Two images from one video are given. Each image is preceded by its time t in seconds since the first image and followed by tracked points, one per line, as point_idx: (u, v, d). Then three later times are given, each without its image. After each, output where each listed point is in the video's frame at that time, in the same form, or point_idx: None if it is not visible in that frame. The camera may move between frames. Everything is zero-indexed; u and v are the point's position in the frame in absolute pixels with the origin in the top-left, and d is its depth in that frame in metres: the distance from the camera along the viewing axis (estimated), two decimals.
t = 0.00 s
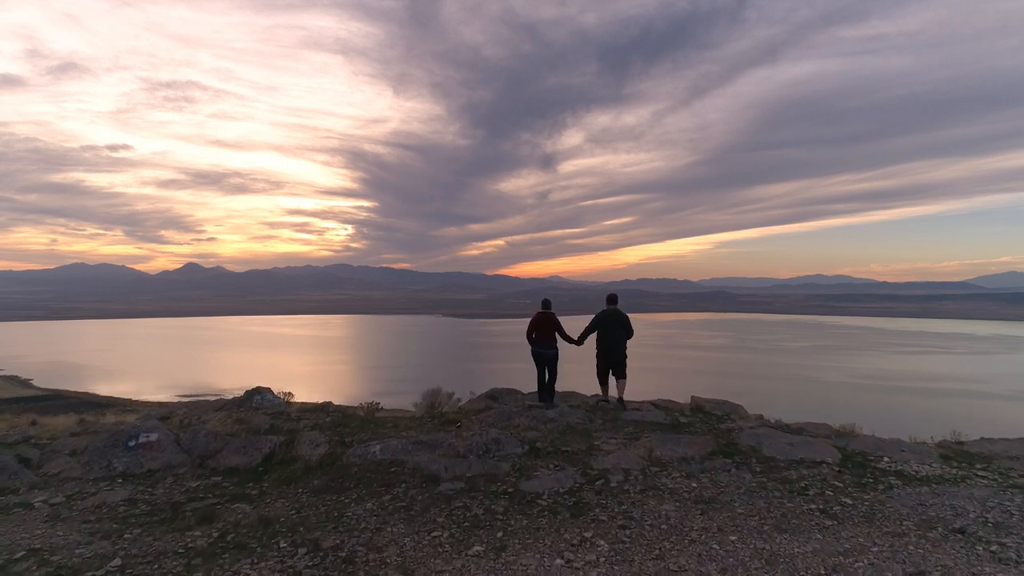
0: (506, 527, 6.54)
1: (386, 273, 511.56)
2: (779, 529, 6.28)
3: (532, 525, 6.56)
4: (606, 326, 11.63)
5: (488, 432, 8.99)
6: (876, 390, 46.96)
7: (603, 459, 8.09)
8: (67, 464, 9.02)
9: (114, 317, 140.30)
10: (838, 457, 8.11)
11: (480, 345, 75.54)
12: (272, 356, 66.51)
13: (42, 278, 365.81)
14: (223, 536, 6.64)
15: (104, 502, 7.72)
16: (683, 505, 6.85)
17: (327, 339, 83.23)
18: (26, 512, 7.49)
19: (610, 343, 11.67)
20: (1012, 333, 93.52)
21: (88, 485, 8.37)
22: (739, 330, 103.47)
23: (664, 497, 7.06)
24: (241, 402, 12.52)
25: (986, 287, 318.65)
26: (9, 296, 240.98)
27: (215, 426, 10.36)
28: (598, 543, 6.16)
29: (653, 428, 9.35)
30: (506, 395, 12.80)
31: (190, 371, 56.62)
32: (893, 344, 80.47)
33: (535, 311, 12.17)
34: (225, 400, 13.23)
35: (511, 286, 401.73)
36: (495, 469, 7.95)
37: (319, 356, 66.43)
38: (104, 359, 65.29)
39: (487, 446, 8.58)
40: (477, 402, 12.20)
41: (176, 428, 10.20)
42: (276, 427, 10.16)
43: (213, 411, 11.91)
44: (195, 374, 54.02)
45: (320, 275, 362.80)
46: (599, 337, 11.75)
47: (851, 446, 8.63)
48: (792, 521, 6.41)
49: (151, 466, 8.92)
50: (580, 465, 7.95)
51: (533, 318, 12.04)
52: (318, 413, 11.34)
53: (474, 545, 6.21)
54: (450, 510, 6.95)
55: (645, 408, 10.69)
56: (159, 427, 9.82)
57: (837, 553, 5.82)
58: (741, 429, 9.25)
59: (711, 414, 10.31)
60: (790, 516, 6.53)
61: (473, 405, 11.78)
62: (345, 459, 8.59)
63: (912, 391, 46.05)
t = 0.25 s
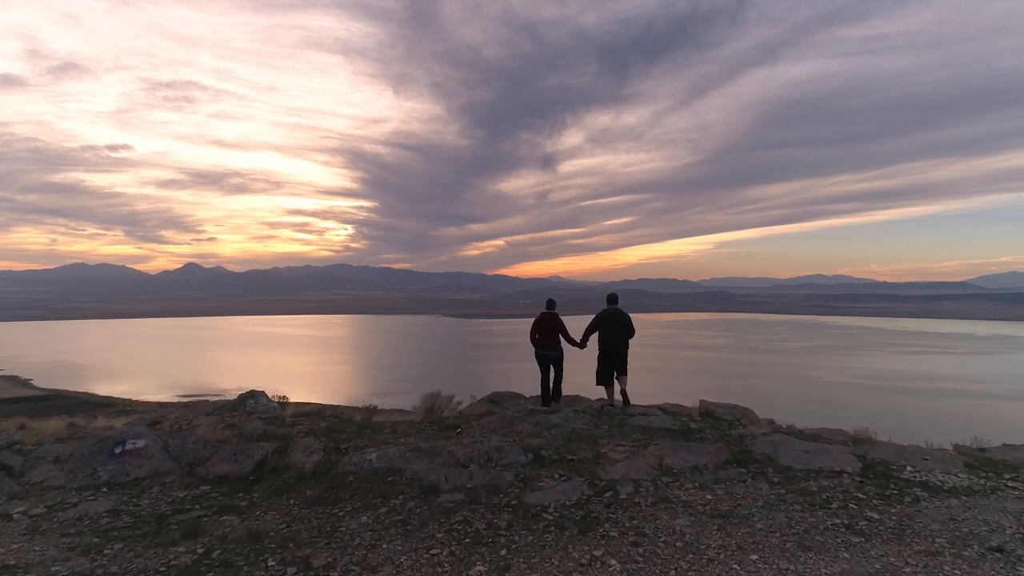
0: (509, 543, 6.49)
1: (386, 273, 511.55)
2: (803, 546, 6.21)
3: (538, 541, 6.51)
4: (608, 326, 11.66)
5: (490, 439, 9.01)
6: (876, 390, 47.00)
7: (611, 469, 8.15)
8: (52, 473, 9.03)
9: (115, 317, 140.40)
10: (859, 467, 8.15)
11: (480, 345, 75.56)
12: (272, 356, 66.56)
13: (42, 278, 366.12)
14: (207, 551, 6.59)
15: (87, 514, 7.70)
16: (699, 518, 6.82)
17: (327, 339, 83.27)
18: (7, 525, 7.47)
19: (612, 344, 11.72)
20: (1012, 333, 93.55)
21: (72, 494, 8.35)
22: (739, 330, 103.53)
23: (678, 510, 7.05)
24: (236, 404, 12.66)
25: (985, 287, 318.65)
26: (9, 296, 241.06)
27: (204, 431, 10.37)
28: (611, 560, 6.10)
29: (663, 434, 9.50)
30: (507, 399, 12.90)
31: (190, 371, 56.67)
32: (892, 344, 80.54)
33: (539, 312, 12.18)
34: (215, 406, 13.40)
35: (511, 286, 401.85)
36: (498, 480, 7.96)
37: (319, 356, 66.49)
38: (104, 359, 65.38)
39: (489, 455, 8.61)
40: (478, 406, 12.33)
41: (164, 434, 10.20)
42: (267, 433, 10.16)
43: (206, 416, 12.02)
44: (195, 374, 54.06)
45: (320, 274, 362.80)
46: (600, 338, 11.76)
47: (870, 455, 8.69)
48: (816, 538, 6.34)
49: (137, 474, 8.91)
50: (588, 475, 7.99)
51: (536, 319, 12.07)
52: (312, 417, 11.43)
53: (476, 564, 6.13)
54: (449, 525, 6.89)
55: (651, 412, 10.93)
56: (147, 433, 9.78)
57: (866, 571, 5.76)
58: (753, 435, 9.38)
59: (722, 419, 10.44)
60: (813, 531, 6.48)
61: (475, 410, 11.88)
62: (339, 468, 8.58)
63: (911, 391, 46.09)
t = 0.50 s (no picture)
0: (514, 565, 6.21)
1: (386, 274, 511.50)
2: (835, 569, 5.87)
3: (547, 563, 6.22)
4: (613, 328, 11.71)
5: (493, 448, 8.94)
6: (876, 390, 47.04)
7: (623, 482, 7.96)
8: (28, 481, 8.74)
9: (115, 317, 140.48)
10: (887, 480, 7.93)
11: (480, 345, 75.63)
12: (272, 356, 66.57)
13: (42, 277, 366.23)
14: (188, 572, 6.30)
15: (64, 527, 7.39)
16: (720, 537, 6.54)
17: (327, 339, 83.27)
18: None
19: (616, 346, 11.74)
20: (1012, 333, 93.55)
21: (49, 506, 8.03)
22: (739, 330, 103.55)
23: (696, 528, 6.76)
24: (227, 409, 12.93)
25: (986, 287, 318.43)
26: (9, 296, 241.22)
27: (191, 439, 10.19)
28: None
29: (675, 441, 9.52)
30: (509, 404, 12.98)
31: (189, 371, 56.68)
32: (892, 344, 80.58)
33: (547, 314, 12.20)
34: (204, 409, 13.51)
35: (511, 286, 401.70)
36: (501, 494, 7.77)
37: (319, 356, 66.51)
38: (104, 359, 65.43)
39: (492, 467, 8.49)
40: (479, 411, 12.46)
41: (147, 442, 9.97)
42: (257, 441, 10.04)
43: (195, 421, 12.12)
44: (195, 374, 54.12)
45: (320, 274, 363.16)
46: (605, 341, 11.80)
47: (898, 467, 8.51)
48: (850, 561, 6.00)
49: (118, 484, 8.63)
50: (598, 488, 7.78)
51: (543, 321, 12.11)
52: (306, 423, 11.68)
53: None
54: (449, 545, 6.61)
55: (660, 417, 11.06)
56: (130, 441, 9.53)
57: None
58: (770, 444, 9.35)
59: (734, 426, 10.48)
60: (845, 553, 6.15)
61: (476, 415, 11.96)
62: (332, 480, 8.43)
63: (911, 391, 46.11)
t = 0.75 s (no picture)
0: None
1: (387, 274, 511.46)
2: None
3: None
4: (617, 330, 11.70)
5: (494, 457, 8.40)
6: (876, 390, 47.01)
7: (634, 494, 7.51)
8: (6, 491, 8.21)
9: (116, 317, 140.64)
10: (913, 491, 7.46)
11: (480, 345, 75.65)
12: (272, 356, 66.58)
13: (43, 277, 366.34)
14: None
15: (39, 543, 6.82)
16: (742, 558, 6.00)
17: (327, 339, 83.29)
18: None
19: (620, 348, 11.72)
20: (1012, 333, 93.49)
21: (26, 519, 7.47)
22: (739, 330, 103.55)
23: (715, 546, 6.24)
24: (219, 416, 12.74)
25: (985, 287, 318.31)
26: (9, 296, 241.38)
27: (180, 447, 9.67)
28: None
29: (687, 450, 9.35)
30: (512, 408, 12.97)
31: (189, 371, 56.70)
32: (892, 344, 80.58)
33: (556, 312, 12.19)
34: (199, 416, 13.12)
35: (511, 286, 401.43)
36: (504, 507, 7.28)
37: (320, 356, 66.51)
38: (105, 359, 65.53)
39: (496, 475, 8.05)
40: (482, 415, 12.35)
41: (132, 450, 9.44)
42: (249, 448, 9.57)
43: (184, 428, 11.83)
44: (195, 374, 54.12)
45: (320, 274, 363.21)
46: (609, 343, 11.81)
47: (925, 476, 8.06)
48: None
49: (102, 495, 8.06)
50: (609, 501, 7.33)
51: (551, 322, 12.12)
52: (300, 428, 11.50)
53: None
54: (449, 566, 6.08)
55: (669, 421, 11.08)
56: (115, 448, 8.94)
57: None
58: (786, 451, 9.16)
59: (746, 431, 10.48)
60: None
61: (478, 420, 11.90)
62: (326, 490, 7.89)
63: (910, 391, 46.08)
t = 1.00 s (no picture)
0: None
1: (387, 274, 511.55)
2: None
3: None
4: (623, 330, 11.75)
5: (497, 470, 8.37)
6: (876, 390, 47.02)
7: (648, 511, 7.36)
8: None
9: (116, 317, 140.62)
10: (948, 508, 7.35)
11: (480, 345, 75.75)
12: (272, 356, 66.59)
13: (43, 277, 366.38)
14: None
15: (10, 560, 6.62)
16: None
17: (327, 339, 83.28)
18: None
19: (625, 349, 11.76)
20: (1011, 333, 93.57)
21: None
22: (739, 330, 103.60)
23: (739, 571, 6.03)
24: (207, 422, 12.64)
25: (985, 287, 318.38)
26: (9, 296, 241.36)
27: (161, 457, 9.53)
28: None
29: (700, 461, 9.28)
30: (514, 413, 13.01)
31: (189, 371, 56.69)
32: (892, 344, 80.67)
33: (563, 312, 12.26)
34: (187, 420, 12.94)
35: (511, 286, 401.57)
36: (507, 525, 7.13)
37: (320, 356, 66.54)
38: (105, 359, 65.54)
39: (498, 491, 7.92)
40: (484, 421, 12.37)
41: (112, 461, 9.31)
42: (235, 459, 9.48)
43: (170, 434, 11.70)
44: (195, 374, 54.17)
45: (320, 274, 363.19)
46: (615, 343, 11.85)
47: (959, 492, 7.94)
48: None
49: (78, 507, 7.91)
50: (623, 518, 7.19)
51: (557, 322, 12.19)
52: (288, 437, 11.40)
53: None
54: None
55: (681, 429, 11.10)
56: (94, 458, 8.89)
57: None
58: (810, 463, 9.09)
59: (761, 439, 10.53)
60: None
61: (481, 426, 11.92)
62: (314, 504, 7.79)
63: (910, 391, 46.13)
